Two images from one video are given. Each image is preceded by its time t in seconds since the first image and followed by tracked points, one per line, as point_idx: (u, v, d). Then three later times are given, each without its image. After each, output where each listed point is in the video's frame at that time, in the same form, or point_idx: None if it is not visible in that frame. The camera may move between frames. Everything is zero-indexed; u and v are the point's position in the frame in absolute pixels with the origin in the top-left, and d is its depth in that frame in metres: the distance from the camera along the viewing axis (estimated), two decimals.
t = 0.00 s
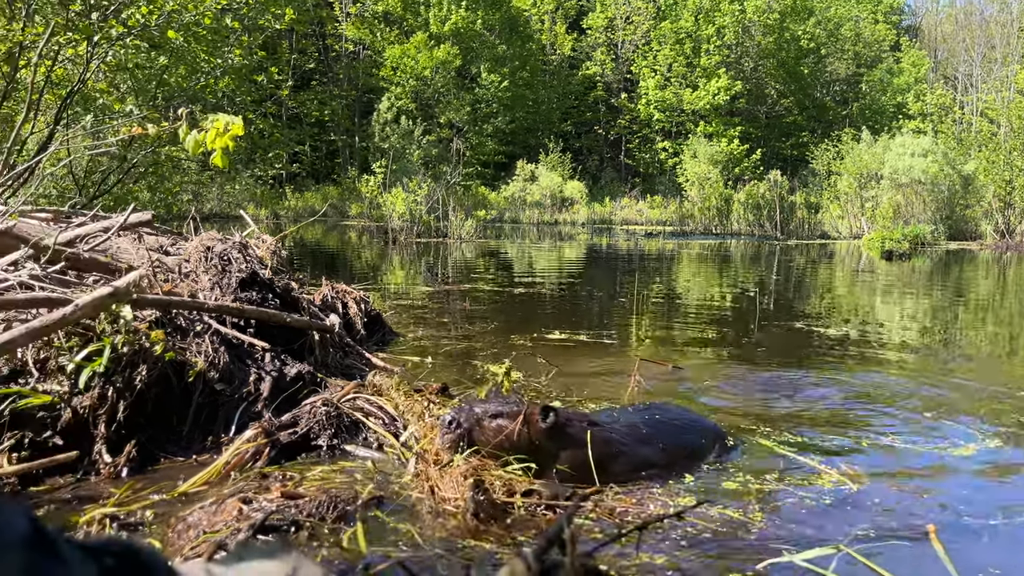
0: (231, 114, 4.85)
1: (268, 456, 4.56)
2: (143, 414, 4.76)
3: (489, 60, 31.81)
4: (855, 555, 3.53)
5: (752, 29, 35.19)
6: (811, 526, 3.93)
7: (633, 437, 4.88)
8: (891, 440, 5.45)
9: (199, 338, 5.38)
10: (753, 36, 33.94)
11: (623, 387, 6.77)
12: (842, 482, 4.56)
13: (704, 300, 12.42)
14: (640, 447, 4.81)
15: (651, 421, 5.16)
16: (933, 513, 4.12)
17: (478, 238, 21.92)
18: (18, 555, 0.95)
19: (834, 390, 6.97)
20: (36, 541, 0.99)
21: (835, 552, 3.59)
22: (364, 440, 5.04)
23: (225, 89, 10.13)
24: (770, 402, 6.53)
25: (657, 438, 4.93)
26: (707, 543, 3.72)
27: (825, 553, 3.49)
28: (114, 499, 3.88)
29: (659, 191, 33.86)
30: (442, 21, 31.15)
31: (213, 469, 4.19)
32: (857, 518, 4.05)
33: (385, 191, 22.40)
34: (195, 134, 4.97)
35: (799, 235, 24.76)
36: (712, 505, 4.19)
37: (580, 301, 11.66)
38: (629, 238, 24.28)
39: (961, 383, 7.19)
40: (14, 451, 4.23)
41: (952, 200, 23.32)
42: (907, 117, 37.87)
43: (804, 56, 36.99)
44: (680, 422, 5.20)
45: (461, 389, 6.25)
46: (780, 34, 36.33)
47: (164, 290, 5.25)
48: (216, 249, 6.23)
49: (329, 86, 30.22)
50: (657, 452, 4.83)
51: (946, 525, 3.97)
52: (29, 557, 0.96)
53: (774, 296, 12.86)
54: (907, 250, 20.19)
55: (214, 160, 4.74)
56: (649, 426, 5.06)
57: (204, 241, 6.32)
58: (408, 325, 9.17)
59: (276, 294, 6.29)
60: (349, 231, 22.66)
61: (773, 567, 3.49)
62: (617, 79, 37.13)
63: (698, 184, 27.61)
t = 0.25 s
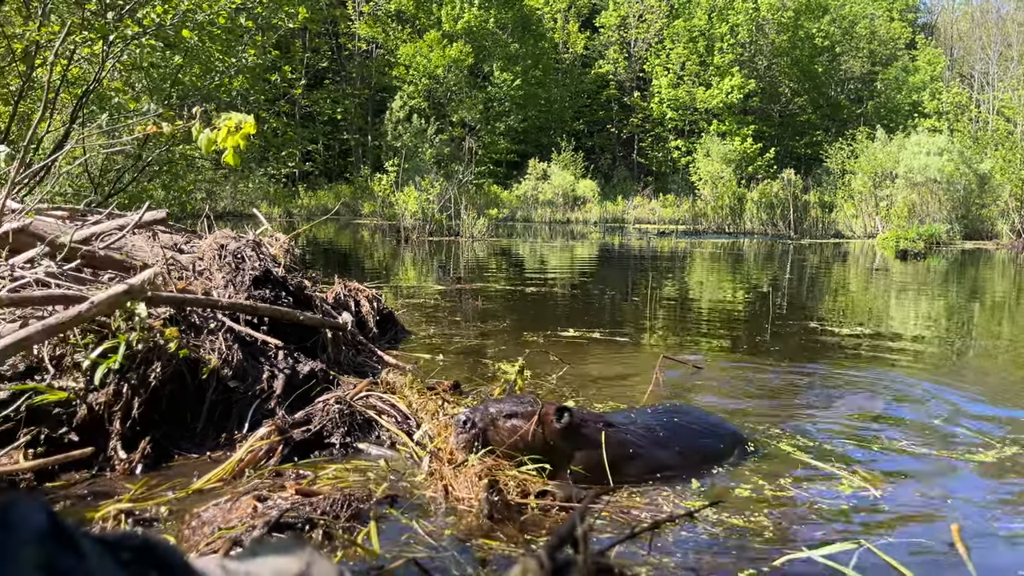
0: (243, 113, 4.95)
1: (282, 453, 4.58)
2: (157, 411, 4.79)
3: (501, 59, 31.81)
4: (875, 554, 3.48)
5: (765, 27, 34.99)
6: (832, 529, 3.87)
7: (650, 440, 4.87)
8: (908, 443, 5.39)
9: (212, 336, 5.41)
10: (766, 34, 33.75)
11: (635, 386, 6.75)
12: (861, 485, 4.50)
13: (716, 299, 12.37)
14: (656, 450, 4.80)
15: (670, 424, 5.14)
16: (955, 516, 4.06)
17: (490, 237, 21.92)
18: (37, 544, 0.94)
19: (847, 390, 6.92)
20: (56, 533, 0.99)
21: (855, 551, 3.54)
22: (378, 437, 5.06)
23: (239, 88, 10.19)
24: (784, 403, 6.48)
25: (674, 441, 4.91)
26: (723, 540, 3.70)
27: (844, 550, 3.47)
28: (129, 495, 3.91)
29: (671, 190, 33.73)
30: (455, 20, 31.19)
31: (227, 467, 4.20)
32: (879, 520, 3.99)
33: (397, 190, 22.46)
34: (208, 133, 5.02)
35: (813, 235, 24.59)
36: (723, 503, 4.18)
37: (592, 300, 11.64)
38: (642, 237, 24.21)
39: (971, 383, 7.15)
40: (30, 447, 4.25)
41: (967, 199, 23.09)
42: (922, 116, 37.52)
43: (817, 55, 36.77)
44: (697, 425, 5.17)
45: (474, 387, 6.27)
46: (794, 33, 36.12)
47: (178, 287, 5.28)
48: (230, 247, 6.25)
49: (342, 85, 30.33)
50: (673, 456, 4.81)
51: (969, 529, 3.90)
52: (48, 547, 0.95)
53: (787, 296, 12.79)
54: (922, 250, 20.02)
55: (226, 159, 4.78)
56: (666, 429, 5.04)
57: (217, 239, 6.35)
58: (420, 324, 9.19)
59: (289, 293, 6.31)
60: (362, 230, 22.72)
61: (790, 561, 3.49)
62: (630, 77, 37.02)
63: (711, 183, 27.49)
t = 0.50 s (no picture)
0: (257, 111, 5.19)
1: (294, 451, 4.58)
2: (172, 408, 4.82)
3: (514, 57, 31.77)
4: (883, 557, 3.45)
5: (779, 24, 34.79)
6: (852, 532, 3.80)
7: (663, 440, 4.85)
8: (926, 445, 5.31)
9: (226, 333, 5.43)
10: (780, 32, 33.54)
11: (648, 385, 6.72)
12: (881, 488, 4.42)
13: (729, 298, 12.31)
14: (669, 450, 4.78)
15: (684, 424, 5.10)
16: (978, 520, 3.97)
17: (502, 235, 21.92)
18: (56, 537, 0.89)
19: (863, 391, 6.84)
20: (73, 530, 0.94)
21: (865, 554, 3.50)
22: (390, 435, 5.06)
23: (253, 87, 10.24)
24: (799, 403, 6.42)
25: (687, 442, 4.89)
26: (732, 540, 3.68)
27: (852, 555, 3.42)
28: (144, 491, 3.92)
29: (684, 189, 33.62)
30: (467, 18, 31.23)
31: (241, 463, 4.21)
32: (899, 524, 3.91)
33: (409, 188, 22.51)
34: (222, 131, 5.08)
35: (827, 233, 24.40)
36: (735, 503, 4.17)
37: (604, 299, 11.61)
38: (654, 235, 24.14)
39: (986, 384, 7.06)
40: (46, 443, 4.28)
41: (984, 198, 22.86)
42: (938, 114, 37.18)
43: (832, 52, 36.54)
44: (711, 425, 5.14)
45: (486, 385, 6.27)
46: (808, 30, 35.89)
47: (192, 285, 5.30)
48: (244, 245, 6.26)
49: (355, 84, 30.42)
50: (687, 456, 4.78)
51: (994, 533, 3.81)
52: (65, 542, 0.90)
53: (800, 295, 12.70)
54: (937, 249, 19.85)
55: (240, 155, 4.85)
56: (680, 430, 5.01)
57: (231, 237, 6.36)
58: (432, 322, 9.20)
59: (302, 291, 6.33)
60: (374, 228, 22.79)
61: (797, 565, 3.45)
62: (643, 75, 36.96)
63: (724, 182, 27.38)
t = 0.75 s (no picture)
0: (268, 110, 5.21)
1: (307, 449, 4.59)
2: (185, 405, 4.85)
3: (525, 55, 31.75)
4: (891, 558, 3.42)
5: (793, 21, 34.61)
6: (868, 535, 3.75)
7: (675, 440, 4.82)
8: (942, 446, 5.24)
9: (239, 331, 5.44)
10: (794, 29, 33.37)
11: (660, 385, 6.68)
12: (898, 491, 4.36)
13: (741, 297, 12.25)
14: (681, 451, 4.74)
15: (697, 424, 5.06)
16: (995, 524, 3.90)
17: (513, 234, 21.92)
18: (75, 532, 0.77)
19: (877, 391, 6.78)
20: (92, 522, 0.83)
21: (873, 555, 3.47)
22: (402, 433, 5.06)
23: (265, 85, 10.28)
24: (812, 402, 6.37)
25: (700, 442, 4.85)
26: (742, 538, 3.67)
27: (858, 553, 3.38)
28: (157, 488, 3.94)
29: (696, 187, 33.50)
30: (479, 16, 31.27)
31: (254, 460, 4.23)
32: (916, 528, 3.85)
33: (420, 187, 22.56)
34: (233, 130, 5.10)
35: (840, 232, 24.24)
36: (745, 502, 4.16)
37: (615, 297, 11.58)
38: (666, 234, 24.06)
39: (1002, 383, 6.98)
40: (62, 439, 4.31)
41: (999, 196, 22.63)
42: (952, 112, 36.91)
43: (845, 49, 36.29)
44: (724, 425, 5.10)
45: (498, 383, 6.27)
46: (821, 28, 35.70)
47: (206, 283, 5.32)
48: (257, 243, 6.28)
49: (367, 82, 30.52)
50: (700, 457, 4.75)
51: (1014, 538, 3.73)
52: (85, 537, 0.79)
53: (813, 294, 12.62)
54: (952, 248, 19.68)
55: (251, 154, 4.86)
56: (692, 430, 4.97)
57: (244, 235, 6.37)
58: (443, 320, 9.20)
59: (315, 289, 6.34)
60: (386, 227, 22.84)
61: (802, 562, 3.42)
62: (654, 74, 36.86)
63: (736, 180, 27.26)
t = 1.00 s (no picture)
0: (281, 107, 5.22)
1: (319, 446, 4.60)
2: (198, 402, 4.87)
3: (536, 53, 31.71)
4: (902, 558, 3.38)
5: (805, 18, 34.41)
6: (880, 536, 3.70)
7: (687, 439, 4.79)
8: (962, 448, 5.15)
9: (251, 329, 5.45)
10: (806, 26, 33.15)
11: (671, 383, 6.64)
12: (916, 494, 4.26)
13: (753, 295, 12.19)
14: (693, 449, 4.72)
15: (710, 423, 5.02)
16: (1012, 526, 3.83)
17: (524, 232, 21.91)
18: (91, 529, 0.76)
19: (892, 391, 6.70)
20: (109, 516, 0.82)
21: (883, 555, 3.44)
22: (413, 432, 5.06)
23: (277, 84, 10.35)
24: (826, 402, 6.30)
25: (712, 441, 4.82)
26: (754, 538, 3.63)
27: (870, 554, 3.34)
28: (170, 484, 3.95)
29: (708, 185, 33.37)
30: (490, 14, 31.29)
31: (266, 458, 4.23)
32: (932, 531, 3.78)
33: (431, 185, 22.59)
34: (246, 127, 5.13)
35: (853, 230, 23.98)
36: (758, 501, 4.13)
37: (626, 296, 11.55)
38: (677, 232, 23.98)
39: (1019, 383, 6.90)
40: (76, 436, 4.34)
41: (1015, 194, 22.41)
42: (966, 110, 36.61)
43: (859, 46, 36.01)
44: (737, 424, 5.06)
45: (509, 381, 6.26)
46: (834, 25, 35.47)
47: (218, 281, 5.34)
48: (269, 241, 6.28)
49: (379, 81, 30.63)
50: (711, 455, 4.72)
51: None
52: (101, 533, 0.78)
53: (825, 292, 12.53)
54: (966, 246, 19.50)
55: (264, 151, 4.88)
56: (705, 429, 4.93)
57: (257, 234, 6.37)
58: (454, 318, 9.20)
59: (326, 287, 6.35)
60: (397, 225, 22.89)
61: (812, 562, 3.39)
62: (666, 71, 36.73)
63: (748, 178, 27.13)
